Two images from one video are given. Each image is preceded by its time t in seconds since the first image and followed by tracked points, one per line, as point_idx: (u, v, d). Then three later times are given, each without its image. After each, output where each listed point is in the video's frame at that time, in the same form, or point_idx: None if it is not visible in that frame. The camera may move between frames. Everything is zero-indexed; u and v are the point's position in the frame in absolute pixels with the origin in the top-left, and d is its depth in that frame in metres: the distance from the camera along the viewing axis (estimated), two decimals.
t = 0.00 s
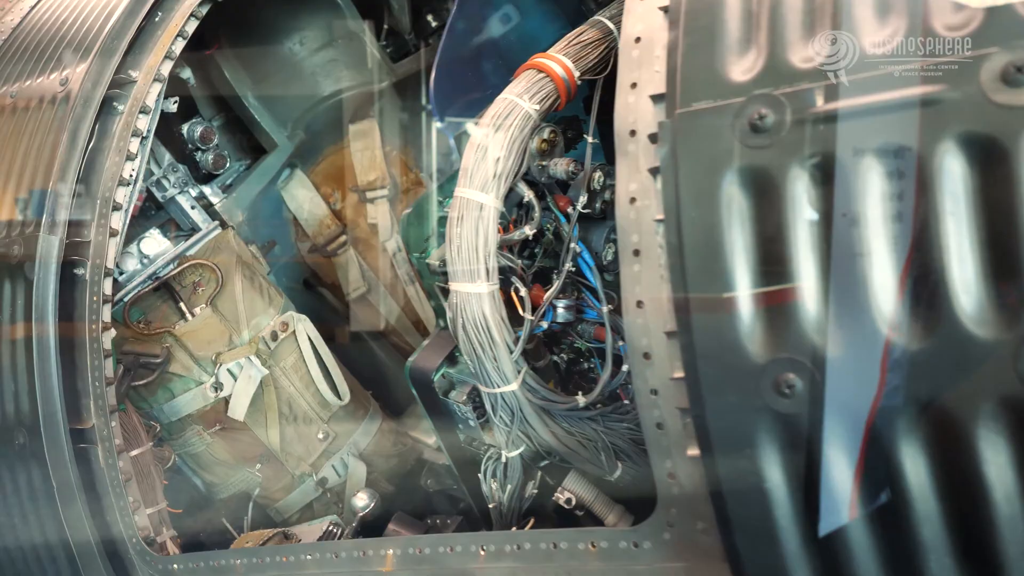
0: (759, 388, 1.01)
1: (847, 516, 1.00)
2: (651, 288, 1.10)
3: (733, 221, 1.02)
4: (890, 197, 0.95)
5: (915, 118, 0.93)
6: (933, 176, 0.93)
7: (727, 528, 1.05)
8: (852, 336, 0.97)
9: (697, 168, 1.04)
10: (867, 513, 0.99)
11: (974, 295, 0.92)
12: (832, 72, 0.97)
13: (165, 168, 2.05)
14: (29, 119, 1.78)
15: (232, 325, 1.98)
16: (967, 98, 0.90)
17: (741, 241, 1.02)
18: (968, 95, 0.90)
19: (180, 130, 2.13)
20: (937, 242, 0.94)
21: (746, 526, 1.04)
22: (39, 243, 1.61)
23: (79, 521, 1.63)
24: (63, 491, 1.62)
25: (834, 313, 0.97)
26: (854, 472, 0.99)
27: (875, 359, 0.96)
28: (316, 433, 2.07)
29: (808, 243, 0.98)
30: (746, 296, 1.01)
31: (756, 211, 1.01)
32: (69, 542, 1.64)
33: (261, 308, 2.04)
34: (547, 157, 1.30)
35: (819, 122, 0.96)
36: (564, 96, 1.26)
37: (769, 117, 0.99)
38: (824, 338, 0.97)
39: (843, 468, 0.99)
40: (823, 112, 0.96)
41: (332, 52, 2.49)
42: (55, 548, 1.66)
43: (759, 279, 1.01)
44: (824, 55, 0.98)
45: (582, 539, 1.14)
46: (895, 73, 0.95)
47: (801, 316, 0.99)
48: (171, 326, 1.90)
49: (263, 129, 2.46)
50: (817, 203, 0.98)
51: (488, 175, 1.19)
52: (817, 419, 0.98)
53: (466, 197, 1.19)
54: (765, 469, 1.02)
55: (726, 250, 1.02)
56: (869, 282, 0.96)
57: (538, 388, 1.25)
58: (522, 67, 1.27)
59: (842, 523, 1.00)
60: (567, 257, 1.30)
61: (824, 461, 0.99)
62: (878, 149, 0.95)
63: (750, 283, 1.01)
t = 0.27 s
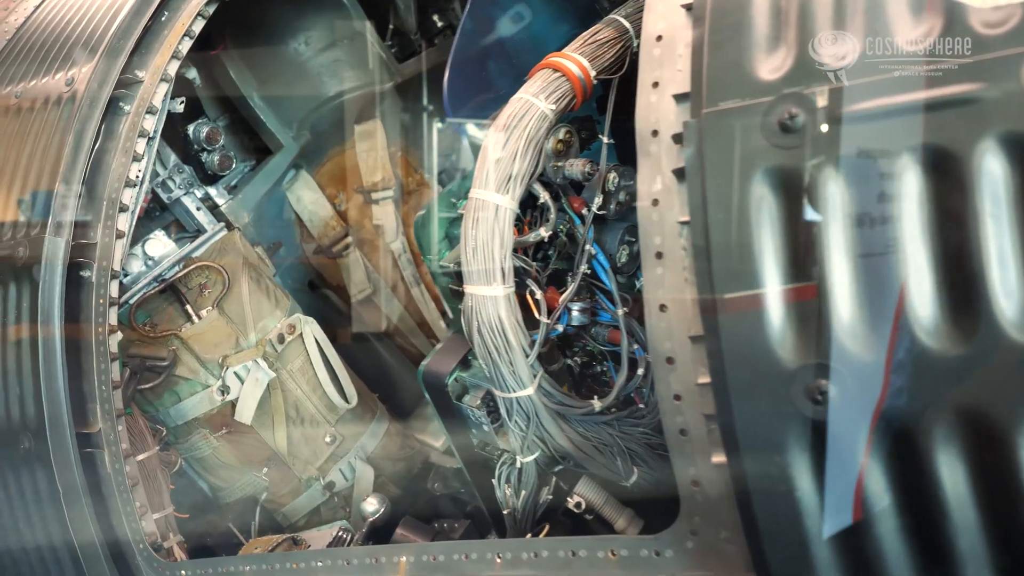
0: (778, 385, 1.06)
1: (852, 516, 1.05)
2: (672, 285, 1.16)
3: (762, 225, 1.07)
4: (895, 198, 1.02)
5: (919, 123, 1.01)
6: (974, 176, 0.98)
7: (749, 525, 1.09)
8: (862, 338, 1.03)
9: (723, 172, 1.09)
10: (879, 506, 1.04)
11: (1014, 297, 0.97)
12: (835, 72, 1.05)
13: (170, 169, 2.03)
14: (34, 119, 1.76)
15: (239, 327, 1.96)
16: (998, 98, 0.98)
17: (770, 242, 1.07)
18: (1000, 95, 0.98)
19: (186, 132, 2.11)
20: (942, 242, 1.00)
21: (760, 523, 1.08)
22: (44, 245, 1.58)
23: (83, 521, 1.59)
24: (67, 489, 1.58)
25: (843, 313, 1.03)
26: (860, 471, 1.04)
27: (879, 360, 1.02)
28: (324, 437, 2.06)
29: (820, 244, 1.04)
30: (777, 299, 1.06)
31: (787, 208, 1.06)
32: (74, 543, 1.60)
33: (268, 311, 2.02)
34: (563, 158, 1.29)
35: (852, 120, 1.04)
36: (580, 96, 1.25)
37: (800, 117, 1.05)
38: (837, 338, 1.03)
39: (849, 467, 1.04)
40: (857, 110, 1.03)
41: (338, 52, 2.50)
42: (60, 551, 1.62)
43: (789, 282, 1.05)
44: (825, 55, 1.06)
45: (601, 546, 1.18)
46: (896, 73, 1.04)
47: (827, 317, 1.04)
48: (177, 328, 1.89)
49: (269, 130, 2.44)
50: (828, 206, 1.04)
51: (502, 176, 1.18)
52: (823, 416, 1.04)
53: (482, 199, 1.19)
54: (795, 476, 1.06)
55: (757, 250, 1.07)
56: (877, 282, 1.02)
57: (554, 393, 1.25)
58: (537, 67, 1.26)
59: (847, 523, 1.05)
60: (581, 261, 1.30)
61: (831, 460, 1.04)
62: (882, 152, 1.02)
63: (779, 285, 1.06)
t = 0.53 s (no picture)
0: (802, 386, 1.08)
1: (856, 518, 1.07)
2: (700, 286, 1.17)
3: (793, 226, 1.08)
4: (900, 199, 1.05)
5: (938, 123, 1.04)
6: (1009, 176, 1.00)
7: (775, 529, 1.10)
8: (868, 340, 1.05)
9: (754, 179, 1.10)
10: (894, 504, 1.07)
11: None
12: (833, 73, 1.09)
13: (176, 169, 2.00)
14: (40, 119, 1.74)
15: (246, 328, 1.94)
16: None
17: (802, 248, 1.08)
18: None
19: (191, 131, 2.09)
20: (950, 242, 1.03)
21: (791, 526, 1.09)
22: (51, 245, 1.57)
23: (88, 522, 1.58)
24: (73, 490, 1.57)
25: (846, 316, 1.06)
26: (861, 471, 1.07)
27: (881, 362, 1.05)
28: (331, 439, 2.04)
29: (836, 247, 1.06)
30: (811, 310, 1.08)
31: (818, 206, 1.07)
32: (79, 545, 1.59)
33: (275, 312, 2.00)
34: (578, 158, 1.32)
35: (882, 118, 1.06)
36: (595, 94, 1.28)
37: (831, 115, 1.07)
38: (874, 341, 1.05)
39: (850, 466, 1.07)
40: (891, 109, 1.05)
41: (343, 51, 2.50)
42: (65, 553, 1.61)
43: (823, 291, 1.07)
44: (824, 55, 1.10)
45: (622, 553, 1.19)
46: (896, 73, 1.07)
47: (863, 324, 1.06)
48: (183, 330, 1.86)
49: (275, 130, 2.42)
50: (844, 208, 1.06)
51: (519, 176, 1.22)
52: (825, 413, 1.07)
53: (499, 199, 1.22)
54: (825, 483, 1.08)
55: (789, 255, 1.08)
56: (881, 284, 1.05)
57: (570, 396, 1.28)
58: (553, 65, 1.29)
59: (847, 527, 1.08)
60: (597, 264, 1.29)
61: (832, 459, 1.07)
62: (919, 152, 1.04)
63: (814, 294, 1.07)
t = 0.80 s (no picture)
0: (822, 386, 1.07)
1: (856, 518, 1.06)
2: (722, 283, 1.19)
3: (821, 221, 1.07)
4: (908, 199, 1.04)
5: (979, 117, 1.01)
6: None
7: (800, 531, 1.09)
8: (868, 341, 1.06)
9: (780, 179, 1.10)
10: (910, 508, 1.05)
11: None
12: (834, 73, 1.10)
13: (180, 168, 1.97)
14: (44, 118, 1.72)
15: (252, 330, 1.92)
16: None
17: (833, 245, 1.07)
18: None
19: (196, 131, 2.04)
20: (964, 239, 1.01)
21: (817, 528, 1.07)
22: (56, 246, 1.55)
23: (94, 523, 1.57)
24: (78, 491, 1.56)
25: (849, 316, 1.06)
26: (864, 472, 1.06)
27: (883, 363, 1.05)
28: (338, 441, 2.03)
29: (851, 248, 1.06)
30: (842, 313, 1.07)
31: (851, 202, 1.06)
32: (85, 547, 1.58)
33: (281, 313, 1.98)
34: (593, 156, 1.32)
35: (919, 113, 1.04)
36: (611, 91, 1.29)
37: (863, 110, 1.06)
38: (896, 338, 1.05)
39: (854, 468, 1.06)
40: (929, 104, 1.04)
41: (347, 50, 2.53)
42: (69, 554, 1.60)
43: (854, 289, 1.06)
44: (828, 57, 1.11)
45: (642, 557, 1.19)
46: (896, 73, 1.08)
47: (891, 322, 1.05)
48: (189, 331, 1.85)
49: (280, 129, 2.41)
50: (855, 208, 1.06)
51: (534, 175, 1.22)
52: (828, 414, 1.07)
53: (514, 198, 1.23)
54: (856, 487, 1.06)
55: (818, 251, 1.08)
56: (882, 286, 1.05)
57: (586, 398, 1.30)
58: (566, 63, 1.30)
59: (853, 524, 1.06)
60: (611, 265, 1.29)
61: (834, 460, 1.06)
62: (960, 147, 1.02)
63: (846, 291, 1.07)
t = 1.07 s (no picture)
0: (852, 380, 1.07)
1: (857, 517, 1.07)
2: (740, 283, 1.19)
3: (853, 215, 1.08)
4: (940, 190, 1.05)
5: (1003, 107, 1.04)
6: None
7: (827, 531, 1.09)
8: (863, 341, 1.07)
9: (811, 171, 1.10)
10: (932, 507, 1.05)
11: None
12: (832, 73, 1.11)
13: (182, 165, 1.95)
14: (45, 113, 1.69)
15: (257, 328, 1.89)
16: None
17: (869, 237, 1.07)
18: None
19: (198, 126, 2.03)
20: (999, 225, 1.03)
21: (846, 526, 1.07)
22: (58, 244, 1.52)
23: (96, 523, 1.55)
24: (81, 491, 1.53)
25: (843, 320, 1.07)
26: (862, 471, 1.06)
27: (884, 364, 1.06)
28: (343, 440, 2.01)
29: (884, 240, 1.07)
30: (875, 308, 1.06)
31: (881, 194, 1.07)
32: (87, 547, 1.56)
33: (285, 311, 1.96)
34: (609, 149, 1.30)
35: (945, 105, 1.06)
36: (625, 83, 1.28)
37: (894, 98, 1.08)
38: (935, 333, 1.04)
39: (853, 466, 1.07)
40: (955, 95, 1.06)
41: (350, 47, 2.50)
42: (71, 554, 1.58)
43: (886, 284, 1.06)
44: (825, 55, 1.12)
45: (661, 557, 1.18)
46: (896, 73, 1.09)
47: (926, 316, 1.04)
48: (192, 330, 1.81)
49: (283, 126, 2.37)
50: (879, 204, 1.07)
51: (548, 168, 1.21)
52: (830, 417, 1.08)
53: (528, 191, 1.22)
54: (888, 487, 1.05)
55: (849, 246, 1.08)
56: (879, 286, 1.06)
57: (600, 396, 1.29)
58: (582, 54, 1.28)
59: (852, 523, 1.07)
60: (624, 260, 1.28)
61: (834, 460, 1.07)
62: (987, 137, 1.04)
63: (877, 284, 1.06)
